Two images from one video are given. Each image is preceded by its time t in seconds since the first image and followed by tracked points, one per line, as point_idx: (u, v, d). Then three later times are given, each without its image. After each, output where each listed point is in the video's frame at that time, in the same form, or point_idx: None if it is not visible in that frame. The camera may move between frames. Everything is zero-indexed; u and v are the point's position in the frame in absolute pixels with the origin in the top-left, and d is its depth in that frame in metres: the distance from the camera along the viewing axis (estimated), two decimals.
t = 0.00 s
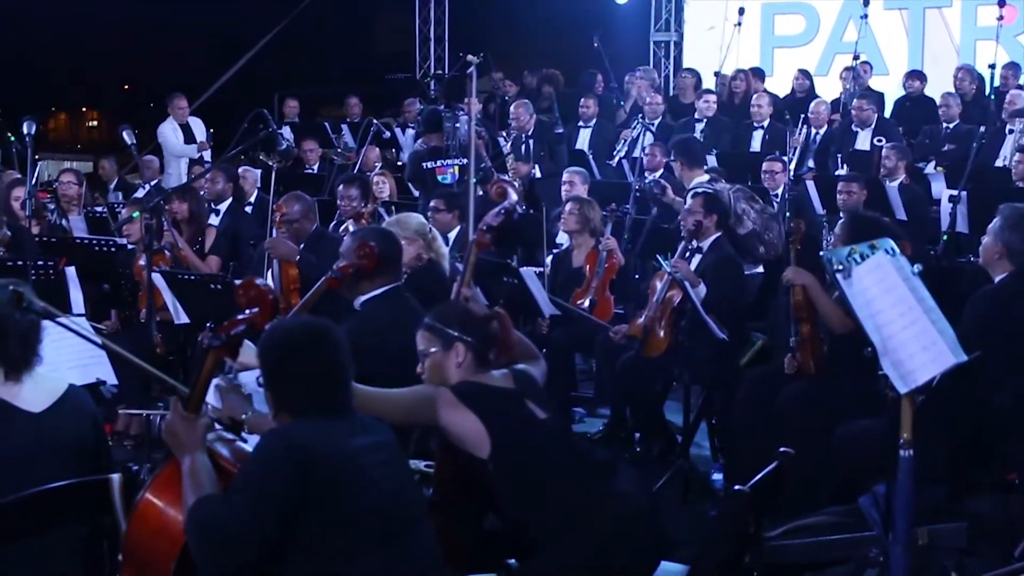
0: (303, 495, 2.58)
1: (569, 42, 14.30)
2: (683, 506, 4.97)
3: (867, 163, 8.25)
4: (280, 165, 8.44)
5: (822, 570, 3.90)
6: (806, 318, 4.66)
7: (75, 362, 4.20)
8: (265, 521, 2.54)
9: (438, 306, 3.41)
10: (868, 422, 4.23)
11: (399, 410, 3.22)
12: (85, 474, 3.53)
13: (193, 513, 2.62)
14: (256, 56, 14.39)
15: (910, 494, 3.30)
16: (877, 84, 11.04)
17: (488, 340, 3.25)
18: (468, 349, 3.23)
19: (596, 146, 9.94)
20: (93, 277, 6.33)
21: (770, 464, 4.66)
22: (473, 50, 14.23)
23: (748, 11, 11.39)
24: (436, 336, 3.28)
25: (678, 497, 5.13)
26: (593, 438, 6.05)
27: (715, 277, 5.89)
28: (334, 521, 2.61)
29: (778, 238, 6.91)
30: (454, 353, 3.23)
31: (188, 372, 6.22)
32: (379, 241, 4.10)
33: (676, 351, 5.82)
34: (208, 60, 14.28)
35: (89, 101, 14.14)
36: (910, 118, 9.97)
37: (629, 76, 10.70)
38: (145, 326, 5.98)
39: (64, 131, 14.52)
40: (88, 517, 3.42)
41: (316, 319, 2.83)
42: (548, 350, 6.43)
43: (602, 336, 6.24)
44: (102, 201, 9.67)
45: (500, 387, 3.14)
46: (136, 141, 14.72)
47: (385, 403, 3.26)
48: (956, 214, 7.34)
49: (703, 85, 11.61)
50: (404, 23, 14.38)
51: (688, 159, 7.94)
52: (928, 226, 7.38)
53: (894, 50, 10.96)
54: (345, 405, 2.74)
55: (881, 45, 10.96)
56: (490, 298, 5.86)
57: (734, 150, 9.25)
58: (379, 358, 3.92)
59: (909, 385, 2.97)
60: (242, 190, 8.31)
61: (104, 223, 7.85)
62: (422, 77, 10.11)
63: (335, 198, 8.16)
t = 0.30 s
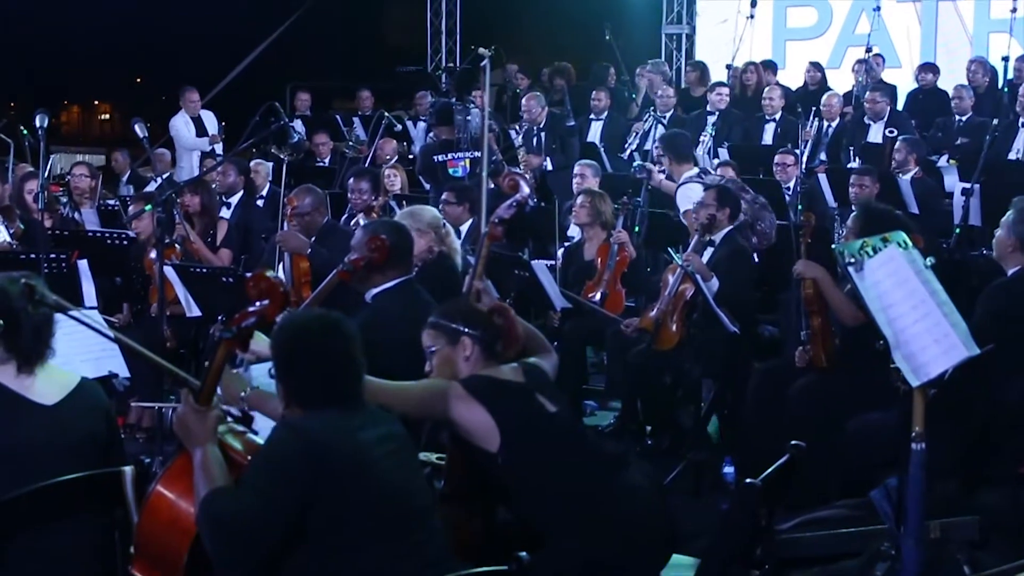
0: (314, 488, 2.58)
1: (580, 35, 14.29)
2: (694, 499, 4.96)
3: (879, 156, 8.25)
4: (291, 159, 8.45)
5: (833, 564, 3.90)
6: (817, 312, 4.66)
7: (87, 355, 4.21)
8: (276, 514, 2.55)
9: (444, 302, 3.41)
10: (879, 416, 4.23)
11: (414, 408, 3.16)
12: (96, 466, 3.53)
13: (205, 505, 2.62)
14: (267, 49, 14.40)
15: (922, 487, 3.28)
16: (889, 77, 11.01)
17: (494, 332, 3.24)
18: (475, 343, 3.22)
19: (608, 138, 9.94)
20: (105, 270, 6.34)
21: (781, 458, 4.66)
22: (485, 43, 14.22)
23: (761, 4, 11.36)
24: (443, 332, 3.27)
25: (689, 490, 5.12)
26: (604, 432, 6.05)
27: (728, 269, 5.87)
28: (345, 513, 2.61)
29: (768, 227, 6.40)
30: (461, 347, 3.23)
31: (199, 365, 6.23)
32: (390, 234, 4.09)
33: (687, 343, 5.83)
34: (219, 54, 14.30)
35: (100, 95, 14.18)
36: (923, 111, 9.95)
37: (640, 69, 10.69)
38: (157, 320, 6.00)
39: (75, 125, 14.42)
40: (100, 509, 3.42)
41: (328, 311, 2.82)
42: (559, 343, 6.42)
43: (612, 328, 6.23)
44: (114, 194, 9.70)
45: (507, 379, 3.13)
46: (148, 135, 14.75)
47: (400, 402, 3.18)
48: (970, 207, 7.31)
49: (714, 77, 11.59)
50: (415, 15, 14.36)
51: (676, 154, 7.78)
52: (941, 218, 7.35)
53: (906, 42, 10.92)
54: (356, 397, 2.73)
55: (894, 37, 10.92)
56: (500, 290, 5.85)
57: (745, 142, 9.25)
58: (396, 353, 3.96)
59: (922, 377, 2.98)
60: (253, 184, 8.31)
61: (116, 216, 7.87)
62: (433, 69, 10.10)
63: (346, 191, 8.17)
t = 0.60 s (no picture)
0: (318, 480, 2.57)
1: (587, 28, 14.27)
2: (700, 492, 4.97)
3: (886, 149, 8.23)
4: (297, 151, 8.46)
5: (838, 557, 3.90)
6: (825, 303, 4.70)
7: (92, 347, 4.22)
8: (282, 506, 2.54)
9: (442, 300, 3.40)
10: (886, 409, 4.22)
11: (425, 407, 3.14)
12: (102, 458, 3.53)
13: (209, 497, 2.61)
14: (272, 43, 14.39)
15: (928, 480, 3.28)
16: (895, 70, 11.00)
17: (493, 325, 3.23)
18: (476, 336, 3.22)
19: (615, 133, 9.98)
20: (112, 263, 6.34)
21: (787, 451, 4.66)
22: (491, 36, 14.21)
23: None
24: (443, 328, 3.27)
25: (695, 483, 5.12)
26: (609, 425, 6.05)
27: (736, 262, 5.89)
28: (352, 506, 2.60)
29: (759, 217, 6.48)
30: (462, 342, 3.22)
31: (205, 358, 6.24)
32: (396, 226, 4.09)
33: (693, 336, 5.83)
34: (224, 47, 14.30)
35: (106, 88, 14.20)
36: (930, 104, 9.94)
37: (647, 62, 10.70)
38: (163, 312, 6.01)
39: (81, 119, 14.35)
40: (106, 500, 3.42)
41: (334, 304, 2.81)
42: (564, 336, 6.42)
43: (618, 321, 6.23)
44: (120, 186, 9.71)
45: (511, 370, 3.13)
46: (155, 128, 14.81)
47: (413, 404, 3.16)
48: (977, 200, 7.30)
49: (720, 70, 11.58)
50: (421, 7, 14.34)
51: (663, 151, 7.60)
52: (948, 211, 7.35)
53: (913, 35, 10.91)
54: (361, 389, 2.72)
55: (901, 30, 10.90)
56: (505, 282, 5.84)
57: (751, 135, 9.24)
58: (400, 348, 3.96)
59: (930, 371, 2.96)
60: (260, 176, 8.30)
61: (122, 209, 7.88)
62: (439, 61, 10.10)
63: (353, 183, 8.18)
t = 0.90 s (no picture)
0: (328, 472, 2.57)
1: (597, 20, 14.25)
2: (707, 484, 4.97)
3: (895, 141, 8.22)
4: (305, 143, 8.47)
5: (846, 550, 3.90)
6: (834, 296, 4.66)
7: (102, 338, 4.23)
8: (291, 498, 2.53)
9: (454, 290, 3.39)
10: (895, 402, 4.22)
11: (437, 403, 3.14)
12: (112, 449, 3.54)
13: (219, 489, 2.62)
14: (280, 36, 14.40)
15: (936, 472, 3.28)
16: (904, 62, 10.98)
17: (505, 319, 3.21)
18: (487, 330, 3.20)
19: (622, 123, 9.97)
20: (120, 255, 6.36)
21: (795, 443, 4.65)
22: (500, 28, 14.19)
23: None
24: (455, 319, 3.26)
25: (703, 475, 5.13)
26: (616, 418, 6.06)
27: (744, 253, 5.88)
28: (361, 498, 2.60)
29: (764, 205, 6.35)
30: (474, 335, 3.21)
31: (214, 350, 6.26)
32: (404, 219, 4.10)
33: (701, 330, 5.83)
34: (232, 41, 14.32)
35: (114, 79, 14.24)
36: (939, 96, 9.92)
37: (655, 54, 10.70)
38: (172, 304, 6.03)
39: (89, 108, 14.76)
40: (117, 492, 3.44)
41: (345, 297, 2.82)
42: (572, 328, 6.42)
43: (626, 314, 6.23)
44: (129, 178, 9.73)
45: (520, 365, 3.11)
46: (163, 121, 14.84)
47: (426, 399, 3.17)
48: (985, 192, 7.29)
49: (729, 61, 11.57)
50: None
51: (662, 146, 7.45)
52: (957, 203, 7.34)
53: (922, 27, 10.88)
54: (370, 382, 2.72)
55: (910, 22, 10.88)
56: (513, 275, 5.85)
57: (759, 128, 9.24)
58: (407, 339, 3.94)
59: (937, 363, 2.94)
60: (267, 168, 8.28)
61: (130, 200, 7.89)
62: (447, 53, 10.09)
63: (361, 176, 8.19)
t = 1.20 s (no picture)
0: (336, 464, 2.56)
1: (606, 12, 14.22)
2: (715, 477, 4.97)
3: (904, 133, 8.21)
4: (314, 135, 8.47)
5: (853, 544, 3.89)
6: (842, 289, 4.73)
7: (111, 330, 4.23)
8: (299, 489, 2.53)
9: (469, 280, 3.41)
10: (903, 395, 4.20)
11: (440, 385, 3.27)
12: (121, 440, 3.55)
13: (229, 479, 2.62)
14: (288, 28, 14.39)
15: (944, 466, 3.27)
16: (913, 55, 10.95)
17: (519, 311, 3.22)
18: (502, 322, 3.21)
19: (631, 116, 9.97)
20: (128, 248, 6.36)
21: (803, 436, 4.65)
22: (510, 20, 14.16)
23: None
24: (469, 310, 3.27)
25: (710, 468, 5.13)
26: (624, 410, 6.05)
27: (752, 247, 5.88)
28: (369, 491, 2.59)
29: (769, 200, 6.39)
30: (488, 327, 3.22)
31: (223, 342, 6.27)
32: (414, 211, 4.11)
33: (708, 323, 5.83)
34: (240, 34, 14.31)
35: (123, 71, 14.27)
36: (948, 89, 9.90)
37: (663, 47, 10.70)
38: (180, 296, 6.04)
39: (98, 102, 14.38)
40: (126, 482, 3.45)
41: (357, 288, 2.81)
42: (580, 321, 6.42)
43: (634, 306, 6.22)
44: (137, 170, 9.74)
45: (533, 357, 3.12)
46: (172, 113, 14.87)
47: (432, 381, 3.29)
48: (995, 185, 7.28)
49: (738, 54, 11.55)
50: None
51: (666, 140, 7.51)
52: (966, 196, 7.33)
53: (931, 20, 10.86)
54: (379, 374, 2.71)
55: (919, 15, 10.85)
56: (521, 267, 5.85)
57: (768, 121, 9.24)
58: (416, 330, 3.95)
59: (947, 357, 2.93)
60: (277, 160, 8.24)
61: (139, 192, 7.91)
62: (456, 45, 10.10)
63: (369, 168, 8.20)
